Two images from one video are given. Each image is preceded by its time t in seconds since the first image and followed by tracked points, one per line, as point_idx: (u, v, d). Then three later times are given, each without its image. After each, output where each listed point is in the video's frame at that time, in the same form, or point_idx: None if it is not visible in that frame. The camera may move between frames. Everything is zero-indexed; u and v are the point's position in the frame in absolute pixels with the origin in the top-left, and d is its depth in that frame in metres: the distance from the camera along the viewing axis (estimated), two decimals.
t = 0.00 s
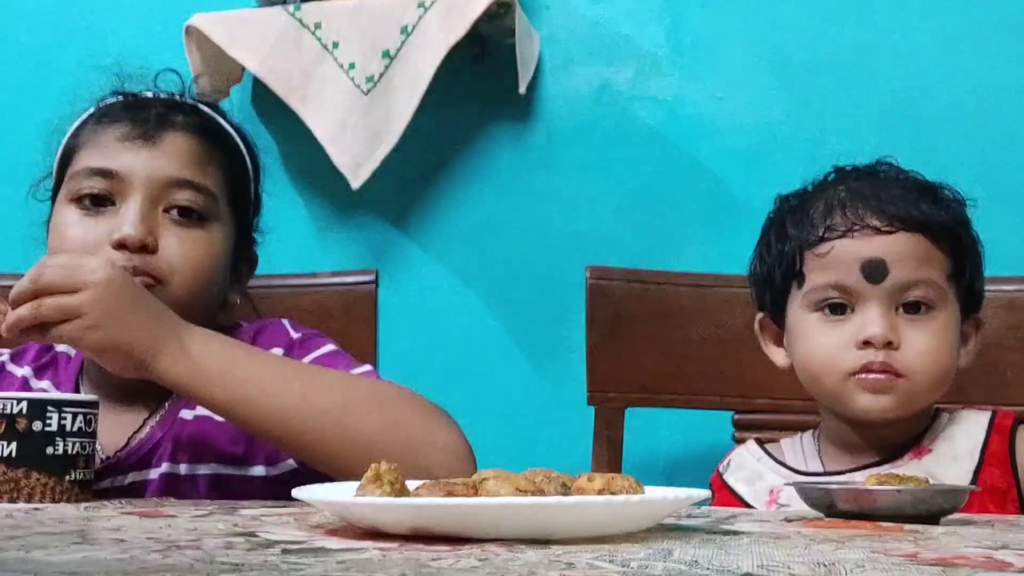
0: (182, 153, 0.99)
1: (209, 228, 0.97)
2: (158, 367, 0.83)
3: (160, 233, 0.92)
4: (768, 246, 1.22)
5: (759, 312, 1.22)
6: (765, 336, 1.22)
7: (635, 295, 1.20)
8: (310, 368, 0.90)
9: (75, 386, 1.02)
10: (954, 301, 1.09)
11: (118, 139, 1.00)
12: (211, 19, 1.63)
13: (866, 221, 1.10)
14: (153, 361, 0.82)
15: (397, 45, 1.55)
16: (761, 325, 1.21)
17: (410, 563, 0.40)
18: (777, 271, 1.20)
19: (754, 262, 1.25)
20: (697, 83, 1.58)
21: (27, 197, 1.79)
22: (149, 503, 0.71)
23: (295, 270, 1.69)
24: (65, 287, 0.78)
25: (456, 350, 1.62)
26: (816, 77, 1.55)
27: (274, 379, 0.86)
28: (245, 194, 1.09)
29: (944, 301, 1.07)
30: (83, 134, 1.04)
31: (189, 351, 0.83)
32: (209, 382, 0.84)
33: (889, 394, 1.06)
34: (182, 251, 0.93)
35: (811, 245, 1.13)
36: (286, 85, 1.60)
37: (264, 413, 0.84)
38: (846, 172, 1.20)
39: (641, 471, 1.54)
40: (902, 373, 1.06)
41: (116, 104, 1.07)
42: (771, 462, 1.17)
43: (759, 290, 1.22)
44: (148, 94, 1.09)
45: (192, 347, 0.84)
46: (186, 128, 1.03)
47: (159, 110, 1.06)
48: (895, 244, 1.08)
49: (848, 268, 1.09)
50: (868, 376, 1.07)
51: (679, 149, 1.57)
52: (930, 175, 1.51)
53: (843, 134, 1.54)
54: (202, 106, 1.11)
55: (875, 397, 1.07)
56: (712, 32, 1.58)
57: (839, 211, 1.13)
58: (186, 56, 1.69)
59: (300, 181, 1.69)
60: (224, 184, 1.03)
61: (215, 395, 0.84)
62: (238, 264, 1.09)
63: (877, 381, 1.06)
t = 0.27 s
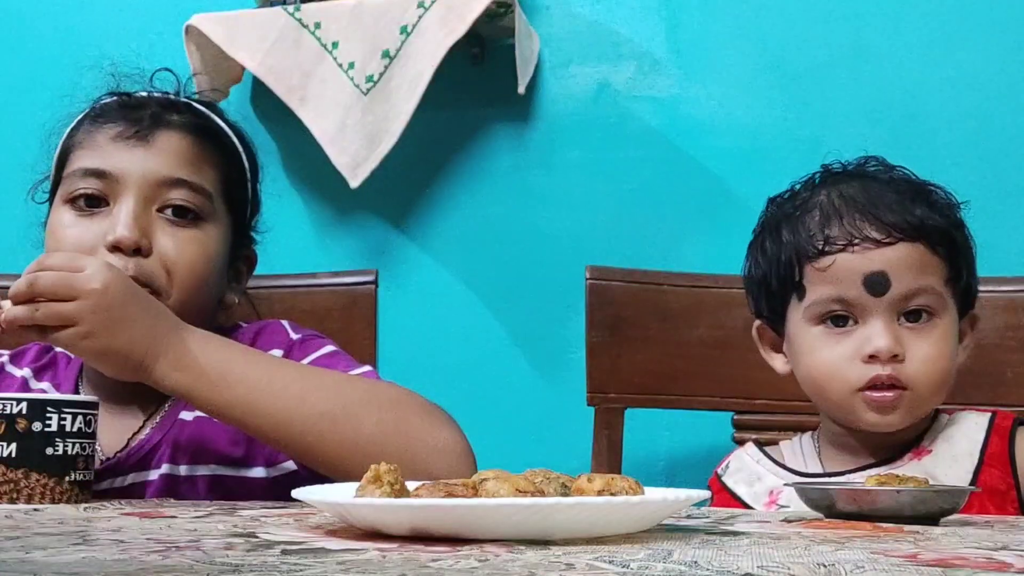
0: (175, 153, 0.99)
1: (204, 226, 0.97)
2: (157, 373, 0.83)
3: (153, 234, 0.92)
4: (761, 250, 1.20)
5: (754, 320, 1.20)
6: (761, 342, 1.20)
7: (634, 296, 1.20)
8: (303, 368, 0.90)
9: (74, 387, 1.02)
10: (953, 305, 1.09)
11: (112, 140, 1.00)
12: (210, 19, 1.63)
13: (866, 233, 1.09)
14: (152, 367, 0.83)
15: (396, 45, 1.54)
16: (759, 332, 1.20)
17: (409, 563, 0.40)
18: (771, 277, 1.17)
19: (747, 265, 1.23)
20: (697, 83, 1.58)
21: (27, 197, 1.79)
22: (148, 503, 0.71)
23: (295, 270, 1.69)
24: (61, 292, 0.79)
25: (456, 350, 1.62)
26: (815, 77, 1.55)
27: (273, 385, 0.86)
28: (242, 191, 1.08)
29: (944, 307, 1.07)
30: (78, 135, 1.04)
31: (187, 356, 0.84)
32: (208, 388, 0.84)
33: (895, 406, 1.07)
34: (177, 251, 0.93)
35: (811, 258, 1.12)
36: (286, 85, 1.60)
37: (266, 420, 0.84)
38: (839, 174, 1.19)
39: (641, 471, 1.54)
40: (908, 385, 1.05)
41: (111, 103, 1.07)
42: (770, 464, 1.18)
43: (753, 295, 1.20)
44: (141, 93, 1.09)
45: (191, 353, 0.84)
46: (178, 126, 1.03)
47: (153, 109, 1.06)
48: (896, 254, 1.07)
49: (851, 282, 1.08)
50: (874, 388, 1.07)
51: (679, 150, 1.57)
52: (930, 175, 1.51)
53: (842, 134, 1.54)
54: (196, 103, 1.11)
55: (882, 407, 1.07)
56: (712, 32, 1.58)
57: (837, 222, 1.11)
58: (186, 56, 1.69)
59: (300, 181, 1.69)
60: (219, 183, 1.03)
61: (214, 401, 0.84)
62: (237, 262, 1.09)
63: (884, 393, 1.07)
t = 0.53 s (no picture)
0: (177, 153, 0.99)
1: (206, 226, 0.97)
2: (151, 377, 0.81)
3: (156, 232, 0.92)
4: (762, 250, 1.20)
5: (755, 318, 1.21)
6: (762, 340, 1.20)
7: (635, 297, 1.20)
8: (302, 372, 0.90)
9: (74, 387, 1.02)
10: (954, 303, 1.09)
11: (113, 139, 1.00)
12: (210, 19, 1.63)
13: (867, 230, 1.09)
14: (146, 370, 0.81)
15: (395, 43, 1.55)
16: (760, 330, 1.20)
17: (409, 564, 0.40)
18: (772, 276, 1.17)
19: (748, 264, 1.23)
20: (697, 83, 1.58)
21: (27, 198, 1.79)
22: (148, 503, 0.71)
23: (295, 270, 1.69)
24: (65, 284, 0.79)
25: (456, 350, 1.62)
26: (815, 77, 1.55)
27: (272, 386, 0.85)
28: (241, 191, 1.08)
29: (945, 305, 1.07)
30: (79, 135, 1.04)
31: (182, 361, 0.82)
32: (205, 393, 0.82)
33: (895, 405, 1.07)
34: (179, 251, 0.93)
35: (811, 256, 1.12)
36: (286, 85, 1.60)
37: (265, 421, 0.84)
38: (840, 174, 1.19)
39: (641, 471, 1.54)
40: (909, 384, 1.05)
41: (111, 103, 1.07)
42: (770, 464, 1.18)
43: (753, 294, 1.20)
44: (143, 94, 1.09)
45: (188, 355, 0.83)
46: (179, 126, 1.03)
47: (153, 109, 1.06)
48: (897, 253, 1.07)
49: (852, 280, 1.08)
50: (875, 386, 1.07)
51: (679, 150, 1.57)
52: (930, 175, 1.51)
53: (842, 134, 1.54)
54: (197, 105, 1.11)
55: (882, 407, 1.07)
56: (712, 32, 1.58)
57: (838, 220, 1.12)
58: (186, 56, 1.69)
59: (299, 181, 1.69)
60: (219, 182, 1.03)
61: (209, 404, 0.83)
62: (237, 262, 1.09)
63: (884, 392, 1.07)
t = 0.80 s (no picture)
0: (182, 153, 0.99)
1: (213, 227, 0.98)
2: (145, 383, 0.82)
3: (163, 231, 0.92)
4: (765, 250, 1.20)
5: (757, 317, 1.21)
6: (765, 340, 1.20)
7: (635, 297, 1.20)
8: (299, 376, 0.89)
9: (72, 387, 1.02)
10: (955, 302, 1.08)
11: (118, 138, 0.99)
12: (210, 19, 1.63)
13: (867, 228, 1.09)
14: (140, 376, 0.81)
15: (397, 46, 1.55)
16: (762, 330, 1.20)
17: (409, 564, 0.40)
18: (774, 275, 1.18)
19: (750, 264, 1.24)
20: (697, 83, 1.58)
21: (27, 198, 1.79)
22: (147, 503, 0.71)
23: (295, 270, 1.69)
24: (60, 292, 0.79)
25: (456, 350, 1.62)
26: (816, 77, 1.55)
27: (266, 390, 0.85)
28: (242, 193, 1.09)
29: (946, 303, 1.07)
30: (82, 133, 1.04)
31: (176, 368, 0.83)
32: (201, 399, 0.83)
33: (895, 402, 1.06)
34: (185, 251, 0.93)
35: (812, 253, 1.12)
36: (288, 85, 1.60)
37: (261, 423, 0.84)
38: (841, 174, 1.19)
39: (641, 471, 1.54)
40: (908, 381, 1.05)
41: (117, 102, 1.07)
42: (771, 464, 1.18)
43: (755, 294, 1.21)
44: (148, 94, 1.09)
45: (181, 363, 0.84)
46: (185, 127, 1.03)
47: (158, 109, 1.06)
48: (898, 250, 1.07)
49: (851, 277, 1.08)
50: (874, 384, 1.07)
51: (679, 150, 1.57)
52: (931, 175, 1.51)
53: (842, 134, 1.53)
54: (202, 106, 1.11)
55: (882, 405, 1.07)
56: (712, 33, 1.57)
57: (839, 218, 1.12)
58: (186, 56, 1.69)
59: (299, 182, 1.69)
60: (222, 183, 1.03)
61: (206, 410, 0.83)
62: (235, 264, 1.09)
63: (884, 389, 1.07)
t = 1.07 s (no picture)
0: (177, 150, 0.99)
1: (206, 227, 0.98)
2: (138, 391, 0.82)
3: (156, 230, 0.92)
4: (768, 252, 1.20)
5: (762, 318, 1.21)
6: (770, 342, 1.20)
7: (635, 297, 1.20)
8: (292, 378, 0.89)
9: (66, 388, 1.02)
10: (958, 302, 1.08)
11: (113, 136, 0.99)
12: (210, 18, 1.63)
13: (868, 229, 1.09)
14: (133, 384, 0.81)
15: (397, 46, 1.55)
16: (766, 331, 1.20)
17: (410, 563, 0.40)
18: (778, 277, 1.18)
19: (754, 265, 1.24)
20: (697, 83, 1.58)
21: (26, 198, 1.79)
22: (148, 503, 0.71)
23: (295, 269, 1.69)
24: (49, 300, 0.79)
25: (456, 350, 1.62)
26: (816, 77, 1.55)
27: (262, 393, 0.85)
28: (235, 191, 1.09)
29: (948, 304, 1.07)
30: (76, 132, 1.04)
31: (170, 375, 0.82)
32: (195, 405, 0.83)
33: (898, 402, 1.07)
34: (180, 251, 0.93)
35: (813, 255, 1.12)
36: (290, 87, 1.59)
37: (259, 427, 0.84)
38: (843, 176, 1.19)
39: (642, 471, 1.54)
40: (911, 381, 1.06)
41: (109, 101, 1.07)
42: (775, 463, 1.17)
43: (761, 296, 1.22)
44: (140, 93, 1.09)
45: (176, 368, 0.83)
46: (181, 126, 1.03)
47: (152, 108, 1.06)
48: (900, 251, 1.07)
49: (853, 278, 1.08)
50: (876, 384, 1.07)
51: (679, 150, 1.57)
52: (931, 174, 1.51)
53: (842, 134, 1.53)
54: (194, 106, 1.11)
55: (884, 406, 1.07)
56: (712, 32, 1.57)
57: (840, 220, 1.12)
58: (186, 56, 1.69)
59: (299, 182, 1.69)
60: (216, 182, 1.03)
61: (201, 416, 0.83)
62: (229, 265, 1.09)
63: (886, 390, 1.07)
